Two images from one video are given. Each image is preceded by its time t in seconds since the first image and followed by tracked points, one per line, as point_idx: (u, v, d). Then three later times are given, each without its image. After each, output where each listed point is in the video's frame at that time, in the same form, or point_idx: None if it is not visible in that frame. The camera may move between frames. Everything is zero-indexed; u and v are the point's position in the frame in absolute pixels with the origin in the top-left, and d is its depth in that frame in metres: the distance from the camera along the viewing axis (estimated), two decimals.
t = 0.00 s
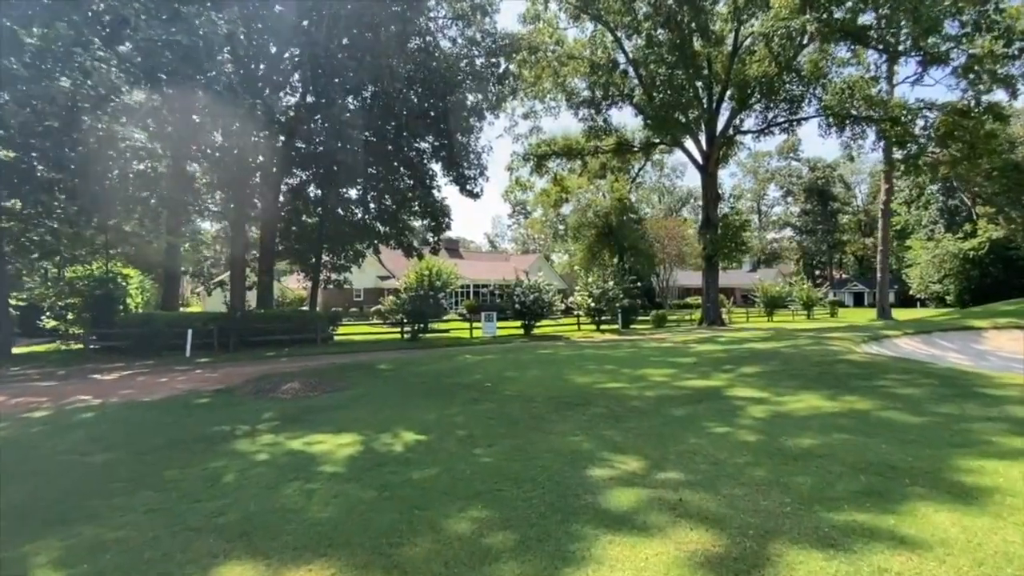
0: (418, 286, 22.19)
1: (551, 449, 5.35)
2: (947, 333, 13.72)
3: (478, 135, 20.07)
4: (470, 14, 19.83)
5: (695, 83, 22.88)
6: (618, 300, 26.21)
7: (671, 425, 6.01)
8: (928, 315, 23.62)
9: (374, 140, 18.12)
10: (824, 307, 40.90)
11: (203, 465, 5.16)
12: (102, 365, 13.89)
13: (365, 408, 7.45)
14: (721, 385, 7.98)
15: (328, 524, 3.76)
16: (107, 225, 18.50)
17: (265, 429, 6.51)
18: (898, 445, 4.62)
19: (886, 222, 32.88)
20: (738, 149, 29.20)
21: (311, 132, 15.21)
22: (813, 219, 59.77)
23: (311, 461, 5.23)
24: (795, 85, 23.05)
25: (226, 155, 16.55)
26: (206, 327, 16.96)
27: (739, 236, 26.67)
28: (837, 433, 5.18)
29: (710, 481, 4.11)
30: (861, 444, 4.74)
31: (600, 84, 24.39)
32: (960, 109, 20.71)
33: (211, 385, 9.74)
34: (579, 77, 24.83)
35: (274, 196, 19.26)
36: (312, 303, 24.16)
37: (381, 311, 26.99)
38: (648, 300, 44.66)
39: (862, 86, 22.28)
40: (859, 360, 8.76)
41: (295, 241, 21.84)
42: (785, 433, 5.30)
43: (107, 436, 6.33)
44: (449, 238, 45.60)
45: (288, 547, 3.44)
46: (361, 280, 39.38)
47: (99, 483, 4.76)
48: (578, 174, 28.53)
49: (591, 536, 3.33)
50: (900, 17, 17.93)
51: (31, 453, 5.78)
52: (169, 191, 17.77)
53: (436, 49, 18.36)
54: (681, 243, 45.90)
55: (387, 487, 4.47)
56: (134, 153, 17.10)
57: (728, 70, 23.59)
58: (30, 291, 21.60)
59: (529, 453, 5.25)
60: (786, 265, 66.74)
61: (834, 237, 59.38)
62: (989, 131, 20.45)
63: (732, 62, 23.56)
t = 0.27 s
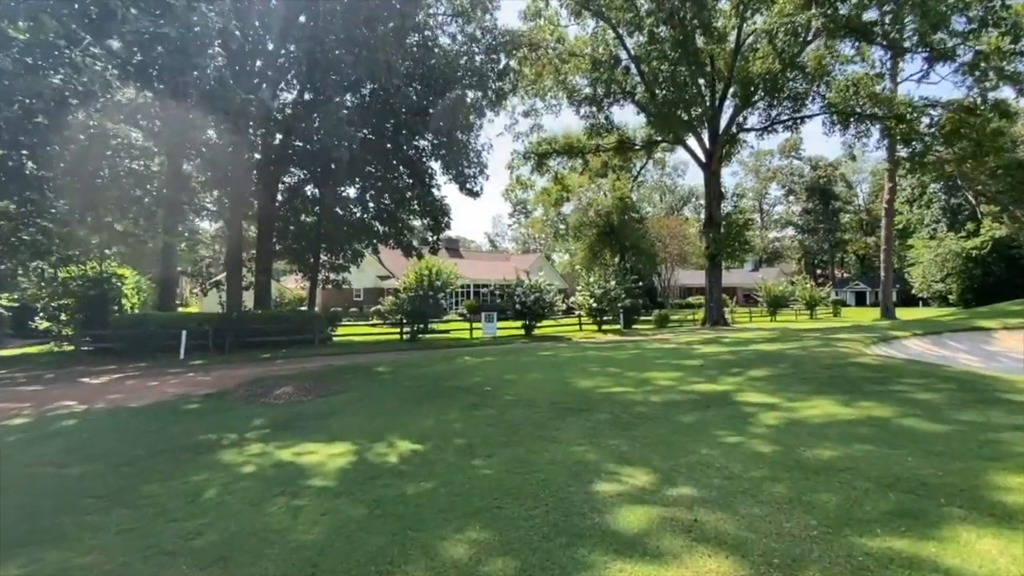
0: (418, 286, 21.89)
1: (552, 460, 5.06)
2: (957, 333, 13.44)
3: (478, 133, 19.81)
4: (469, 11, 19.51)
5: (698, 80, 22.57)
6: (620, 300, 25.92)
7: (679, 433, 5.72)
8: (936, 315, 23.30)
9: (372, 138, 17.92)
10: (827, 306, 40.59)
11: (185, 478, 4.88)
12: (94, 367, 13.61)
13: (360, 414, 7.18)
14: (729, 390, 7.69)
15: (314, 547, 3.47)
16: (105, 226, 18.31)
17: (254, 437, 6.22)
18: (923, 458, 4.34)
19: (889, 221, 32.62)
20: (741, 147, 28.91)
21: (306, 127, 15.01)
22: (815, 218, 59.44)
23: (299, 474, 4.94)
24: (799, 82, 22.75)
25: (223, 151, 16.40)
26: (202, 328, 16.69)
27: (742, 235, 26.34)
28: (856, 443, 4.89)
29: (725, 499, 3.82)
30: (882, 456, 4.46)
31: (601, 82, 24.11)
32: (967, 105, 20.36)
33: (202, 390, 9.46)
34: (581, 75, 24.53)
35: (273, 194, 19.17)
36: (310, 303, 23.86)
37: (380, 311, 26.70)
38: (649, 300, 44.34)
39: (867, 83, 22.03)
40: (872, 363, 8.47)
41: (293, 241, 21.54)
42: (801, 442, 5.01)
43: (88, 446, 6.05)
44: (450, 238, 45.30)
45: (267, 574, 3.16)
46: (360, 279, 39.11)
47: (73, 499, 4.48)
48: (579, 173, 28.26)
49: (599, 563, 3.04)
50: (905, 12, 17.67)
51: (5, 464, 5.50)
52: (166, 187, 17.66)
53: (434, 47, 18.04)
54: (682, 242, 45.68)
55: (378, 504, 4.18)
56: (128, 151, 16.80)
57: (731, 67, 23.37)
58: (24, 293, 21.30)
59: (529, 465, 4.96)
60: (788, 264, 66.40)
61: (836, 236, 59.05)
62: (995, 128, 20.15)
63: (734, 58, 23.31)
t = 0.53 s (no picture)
0: (417, 286, 21.58)
1: (557, 468, 4.76)
2: (968, 334, 13.14)
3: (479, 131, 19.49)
4: (469, 8, 19.04)
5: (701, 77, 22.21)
6: (622, 300, 25.60)
7: (690, 440, 5.41)
8: (943, 315, 22.99)
9: (370, 136, 17.59)
10: (830, 307, 40.29)
11: (166, 489, 4.58)
12: (85, 369, 13.29)
13: (356, 419, 6.88)
14: (740, 393, 7.40)
15: (297, 569, 3.17)
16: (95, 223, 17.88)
17: (243, 444, 5.93)
18: (956, 467, 4.04)
19: (893, 220, 32.35)
20: (744, 146, 28.60)
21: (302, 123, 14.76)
22: (816, 218, 59.15)
23: (287, 485, 4.64)
24: (804, 79, 22.46)
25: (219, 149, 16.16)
26: (197, 329, 16.40)
27: (745, 235, 26.01)
28: (881, 451, 4.59)
29: (746, 515, 3.51)
30: (912, 465, 4.15)
31: (604, 80, 23.85)
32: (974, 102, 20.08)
33: (194, 393, 9.17)
34: (582, 73, 24.26)
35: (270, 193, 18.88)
36: (308, 304, 23.54)
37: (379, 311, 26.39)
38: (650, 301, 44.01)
39: (873, 81, 21.91)
40: (888, 364, 8.14)
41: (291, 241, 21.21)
42: (822, 450, 4.71)
43: (68, 453, 5.76)
44: (450, 238, 44.98)
45: None
46: (360, 280, 38.81)
47: (43, 512, 4.19)
48: (580, 172, 27.91)
49: None
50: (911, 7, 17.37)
51: None
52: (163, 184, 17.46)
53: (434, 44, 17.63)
54: (683, 242, 45.37)
55: (370, 518, 3.88)
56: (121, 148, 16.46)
57: (734, 64, 23.03)
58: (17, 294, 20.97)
59: (533, 475, 4.65)
60: (790, 264, 66.06)
61: (838, 236, 58.74)
62: (1004, 125, 19.84)
63: (738, 55, 22.98)
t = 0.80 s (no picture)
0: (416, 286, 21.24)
1: (561, 485, 4.43)
2: (979, 336, 12.84)
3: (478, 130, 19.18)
4: (468, 5, 18.16)
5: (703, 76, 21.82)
6: (623, 301, 25.29)
7: (702, 453, 5.08)
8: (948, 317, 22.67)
9: (367, 134, 17.22)
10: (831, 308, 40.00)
11: (139, 509, 4.24)
12: (74, 372, 12.94)
13: (348, 428, 6.54)
14: (751, 400, 7.07)
15: None
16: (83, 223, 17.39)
17: (227, 457, 5.59)
18: (997, 488, 3.71)
19: (897, 219, 32.06)
20: (746, 145, 28.28)
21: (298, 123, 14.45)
22: (817, 218, 58.89)
23: (271, 502, 4.29)
24: (807, 77, 22.16)
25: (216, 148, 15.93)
26: (190, 331, 16.11)
27: (747, 235, 25.69)
28: (912, 467, 4.26)
29: (773, 544, 3.20)
30: (949, 486, 3.81)
31: (605, 79, 23.55)
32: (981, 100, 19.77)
33: (182, 398, 8.83)
34: (582, 72, 23.98)
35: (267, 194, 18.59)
36: (304, 304, 23.19)
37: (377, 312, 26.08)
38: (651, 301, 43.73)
39: (877, 79, 21.89)
40: (904, 370, 7.82)
41: (287, 241, 20.91)
42: (847, 466, 4.38)
43: (41, 466, 5.42)
44: (449, 238, 44.64)
45: None
46: (358, 280, 38.47)
47: (2, 535, 3.85)
48: (580, 172, 27.58)
49: None
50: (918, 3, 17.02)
51: None
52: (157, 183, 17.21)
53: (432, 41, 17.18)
54: (682, 242, 45.11)
55: (357, 544, 3.54)
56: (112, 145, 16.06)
57: (737, 62, 22.64)
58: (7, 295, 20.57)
59: (536, 493, 4.30)
60: (790, 264, 65.82)
61: (839, 236, 58.48)
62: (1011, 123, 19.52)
63: (740, 53, 22.62)
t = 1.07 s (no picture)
0: (414, 287, 20.91)
1: (564, 498, 4.13)
2: (991, 337, 12.55)
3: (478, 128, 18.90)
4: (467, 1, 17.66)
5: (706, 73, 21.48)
6: (624, 302, 24.99)
7: (714, 462, 4.77)
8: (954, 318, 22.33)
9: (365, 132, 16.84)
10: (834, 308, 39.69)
11: (108, 525, 3.93)
12: (62, 374, 12.61)
13: (339, 434, 6.23)
14: (761, 405, 6.76)
15: None
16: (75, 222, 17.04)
17: (209, 466, 5.28)
18: None
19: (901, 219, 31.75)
20: (748, 144, 27.98)
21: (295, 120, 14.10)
22: (818, 218, 58.57)
23: (251, 518, 3.98)
24: (810, 75, 21.86)
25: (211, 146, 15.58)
26: (184, 332, 15.81)
27: (749, 235, 25.37)
28: (942, 480, 3.95)
29: (799, 571, 2.89)
30: (987, 504, 3.50)
31: (605, 77, 23.26)
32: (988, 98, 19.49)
33: (169, 402, 8.52)
34: (583, 70, 23.72)
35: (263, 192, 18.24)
36: (302, 305, 22.84)
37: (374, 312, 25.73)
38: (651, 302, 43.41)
39: (882, 76, 21.69)
40: (920, 373, 7.49)
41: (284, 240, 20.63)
42: (871, 478, 4.07)
43: (12, 475, 5.11)
44: (448, 238, 44.34)
45: None
46: (356, 280, 38.18)
47: None
48: (581, 171, 27.25)
49: None
50: None
51: None
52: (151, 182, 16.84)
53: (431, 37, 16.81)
54: (683, 242, 44.83)
55: (341, 566, 3.23)
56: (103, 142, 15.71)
57: (739, 60, 22.25)
58: None
59: (537, 508, 3.99)
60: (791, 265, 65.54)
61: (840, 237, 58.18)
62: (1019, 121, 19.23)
63: (743, 50, 22.30)
